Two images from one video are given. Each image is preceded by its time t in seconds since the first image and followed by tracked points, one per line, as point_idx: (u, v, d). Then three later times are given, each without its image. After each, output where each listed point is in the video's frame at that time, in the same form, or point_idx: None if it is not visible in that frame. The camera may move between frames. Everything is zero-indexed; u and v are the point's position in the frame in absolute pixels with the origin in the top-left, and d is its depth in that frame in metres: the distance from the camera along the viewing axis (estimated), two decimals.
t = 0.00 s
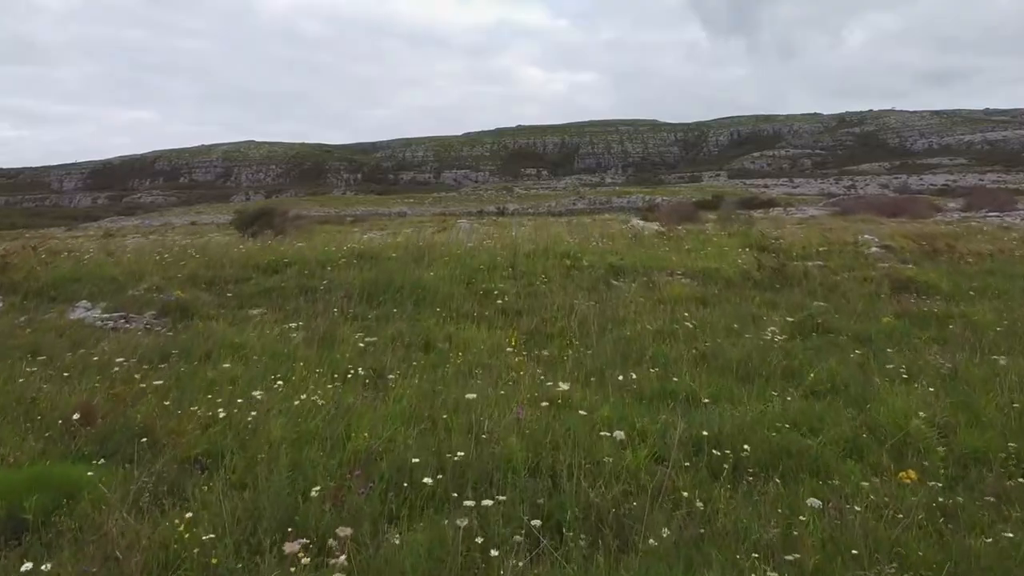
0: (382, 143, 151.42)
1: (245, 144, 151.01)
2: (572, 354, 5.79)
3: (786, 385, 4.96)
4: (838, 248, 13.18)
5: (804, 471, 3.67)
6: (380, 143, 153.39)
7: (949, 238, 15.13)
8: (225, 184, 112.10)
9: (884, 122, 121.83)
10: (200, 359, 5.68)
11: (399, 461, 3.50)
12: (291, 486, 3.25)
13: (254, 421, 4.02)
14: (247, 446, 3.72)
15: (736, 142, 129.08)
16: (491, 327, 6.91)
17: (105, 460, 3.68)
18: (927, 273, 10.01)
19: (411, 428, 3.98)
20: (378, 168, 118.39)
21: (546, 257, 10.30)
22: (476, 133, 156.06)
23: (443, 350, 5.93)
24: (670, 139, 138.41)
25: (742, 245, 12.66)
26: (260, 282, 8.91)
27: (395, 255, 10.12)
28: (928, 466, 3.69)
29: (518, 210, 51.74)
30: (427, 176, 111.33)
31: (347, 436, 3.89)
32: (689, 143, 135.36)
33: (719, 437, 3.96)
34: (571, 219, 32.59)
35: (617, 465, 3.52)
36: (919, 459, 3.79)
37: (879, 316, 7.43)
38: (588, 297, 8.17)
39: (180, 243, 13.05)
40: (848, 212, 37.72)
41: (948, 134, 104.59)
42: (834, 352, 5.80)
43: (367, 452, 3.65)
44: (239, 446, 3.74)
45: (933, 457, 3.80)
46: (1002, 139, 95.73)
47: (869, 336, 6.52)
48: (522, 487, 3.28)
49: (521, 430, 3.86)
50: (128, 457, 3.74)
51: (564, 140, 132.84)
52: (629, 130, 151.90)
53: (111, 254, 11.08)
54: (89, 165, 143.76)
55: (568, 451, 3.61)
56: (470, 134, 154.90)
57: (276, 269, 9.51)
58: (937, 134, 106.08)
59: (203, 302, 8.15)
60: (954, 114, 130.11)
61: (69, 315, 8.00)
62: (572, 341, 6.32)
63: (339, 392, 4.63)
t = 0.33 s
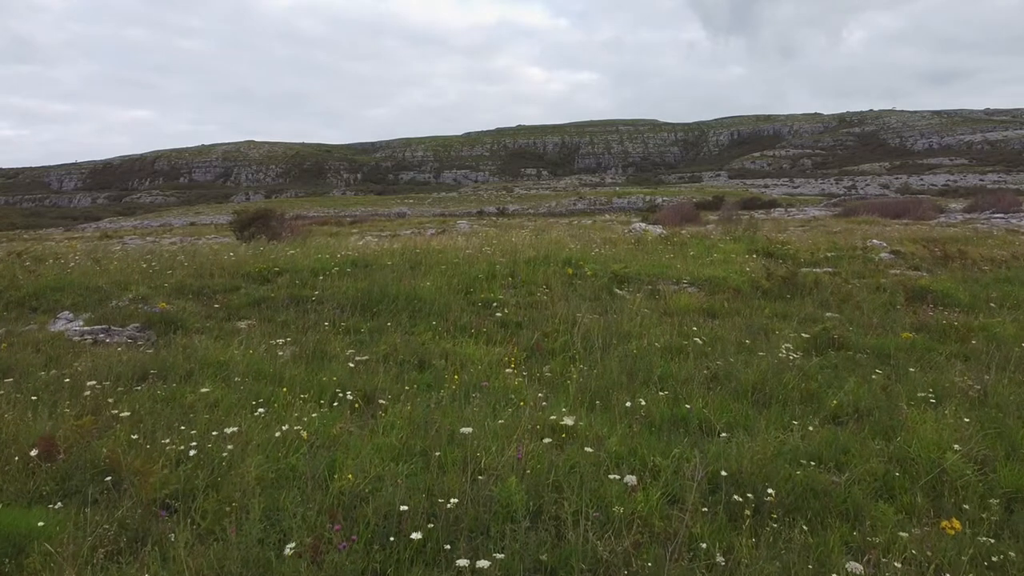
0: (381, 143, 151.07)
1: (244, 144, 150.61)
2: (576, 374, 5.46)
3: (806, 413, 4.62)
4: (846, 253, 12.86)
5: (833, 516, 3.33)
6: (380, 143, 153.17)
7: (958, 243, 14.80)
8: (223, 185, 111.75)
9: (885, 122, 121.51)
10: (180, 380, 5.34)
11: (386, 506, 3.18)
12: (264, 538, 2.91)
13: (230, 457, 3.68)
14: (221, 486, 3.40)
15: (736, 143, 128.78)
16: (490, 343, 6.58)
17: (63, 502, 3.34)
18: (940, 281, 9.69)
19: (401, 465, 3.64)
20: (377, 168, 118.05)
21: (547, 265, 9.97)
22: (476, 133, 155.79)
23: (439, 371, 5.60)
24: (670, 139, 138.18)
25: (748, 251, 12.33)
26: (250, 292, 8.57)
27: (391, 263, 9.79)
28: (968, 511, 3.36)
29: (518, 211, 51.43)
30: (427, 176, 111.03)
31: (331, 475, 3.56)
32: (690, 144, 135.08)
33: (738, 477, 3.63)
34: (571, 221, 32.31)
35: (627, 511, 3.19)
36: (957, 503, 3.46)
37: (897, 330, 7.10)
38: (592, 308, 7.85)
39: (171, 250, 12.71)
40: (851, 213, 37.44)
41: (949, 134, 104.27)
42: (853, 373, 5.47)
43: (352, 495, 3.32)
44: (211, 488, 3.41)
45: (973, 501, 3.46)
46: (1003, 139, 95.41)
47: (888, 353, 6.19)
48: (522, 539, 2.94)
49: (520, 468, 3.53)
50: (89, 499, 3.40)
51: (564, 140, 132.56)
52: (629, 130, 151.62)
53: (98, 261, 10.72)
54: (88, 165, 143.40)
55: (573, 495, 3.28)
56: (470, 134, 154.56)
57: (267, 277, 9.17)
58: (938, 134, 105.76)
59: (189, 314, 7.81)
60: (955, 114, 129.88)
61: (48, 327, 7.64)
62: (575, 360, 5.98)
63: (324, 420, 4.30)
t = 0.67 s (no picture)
0: (382, 143, 150.74)
1: (244, 144, 150.33)
2: (580, 399, 5.14)
3: (828, 445, 4.30)
4: (854, 259, 12.54)
5: (868, 569, 2.99)
6: (379, 143, 152.95)
7: (968, 248, 14.48)
8: (222, 184, 111.52)
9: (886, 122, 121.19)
10: (158, 404, 5.00)
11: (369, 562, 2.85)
12: None
13: (200, 499, 3.35)
14: (188, 536, 3.07)
15: (737, 143, 128.47)
16: (489, 360, 6.26)
17: (11, 553, 3.00)
18: (954, 290, 9.36)
19: (389, 509, 3.30)
20: (377, 168, 117.82)
21: (549, 273, 9.64)
22: (476, 133, 155.52)
23: (434, 393, 5.28)
24: (671, 139, 137.94)
25: (754, 257, 12.02)
26: (240, 303, 8.24)
27: (387, 271, 9.46)
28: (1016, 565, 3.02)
29: (518, 212, 50.89)
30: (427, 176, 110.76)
31: (312, 521, 3.22)
32: (691, 144, 134.80)
33: (761, 523, 3.29)
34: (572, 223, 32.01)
35: (638, 567, 2.85)
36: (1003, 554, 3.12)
37: (915, 344, 6.78)
38: (595, 320, 7.54)
39: (163, 257, 12.41)
40: (854, 215, 37.15)
41: (950, 134, 103.93)
42: (875, 397, 5.15)
43: (332, 548, 2.99)
44: (177, 538, 3.08)
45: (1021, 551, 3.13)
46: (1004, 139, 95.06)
47: (909, 371, 5.86)
48: None
49: (519, 515, 3.20)
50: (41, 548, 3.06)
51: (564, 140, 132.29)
52: (629, 130, 151.36)
53: (85, 269, 10.39)
54: (87, 165, 143.27)
55: (578, 548, 2.95)
56: (469, 133, 154.37)
57: (259, 286, 8.84)
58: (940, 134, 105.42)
59: (175, 326, 7.48)
60: (957, 114, 129.50)
61: (28, 340, 7.30)
62: (578, 381, 5.66)
63: (306, 454, 3.97)
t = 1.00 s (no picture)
0: (381, 143, 150.54)
1: (244, 144, 150.06)
2: (582, 425, 4.82)
3: (853, 481, 3.97)
4: (862, 266, 12.24)
5: None
6: (379, 144, 152.71)
7: (977, 253, 14.18)
8: (221, 184, 111.25)
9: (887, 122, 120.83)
10: (132, 431, 4.68)
11: None
12: None
13: (164, 550, 3.02)
14: None
15: (737, 144, 128.22)
16: (487, 379, 5.95)
17: None
18: (969, 300, 9.04)
19: (373, 562, 2.98)
20: (377, 168, 117.49)
21: (549, 282, 9.32)
22: (477, 133, 155.27)
23: (428, 419, 4.95)
24: (671, 139, 137.66)
25: (760, 263, 11.70)
26: (228, 315, 7.91)
27: (382, 280, 9.15)
28: None
29: (517, 212, 50.62)
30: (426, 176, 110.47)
31: None
32: (691, 144, 134.50)
33: None
34: (572, 225, 31.73)
35: None
36: None
37: (934, 361, 6.45)
38: (598, 334, 7.21)
39: (153, 264, 12.09)
40: (856, 216, 36.84)
41: (951, 134, 103.62)
42: (899, 423, 4.82)
43: None
44: None
45: None
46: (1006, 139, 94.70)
47: (932, 392, 5.54)
48: None
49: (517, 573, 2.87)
50: None
51: (564, 141, 132.15)
52: (629, 129, 151.11)
53: (70, 277, 10.05)
54: (87, 165, 142.98)
55: None
56: (469, 133, 154.17)
57: (249, 296, 8.52)
58: (941, 134, 105.09)
59: (159, 340, 7.15)
60: (958, 113, 129.23)
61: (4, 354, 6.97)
62: (581, 405, 5.33)
63: (285, 492, 3.65)
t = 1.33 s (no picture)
0: (381, 143, 150.22)
1: (243, 143, 149.69)
2: (586, 457, 4.50)
3: (881, 523, 3.64)
4: (870, 273, 11.92)
5: None
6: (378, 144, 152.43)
7: (986, 259, 13.88)
8: (221, 185, 110.99)
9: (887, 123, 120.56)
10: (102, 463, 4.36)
11: None
12: None
13: None
14: None
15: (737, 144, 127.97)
16: (484, 401, 5.62)
17: None
18: (984, 311, 8.73)
19: None
20: (377, 168, 117.18)
21: (549, 292, 9.00)
22: (476, 134, 154.87)
23: (421, 448, 4.63)
24: (671, 140, 137.30)
25: (766, 271, 11.38)
26: (215, 328, 7.59)
27: (376, 290, 8.83)
28: None
29: (516, 213, 50.32)
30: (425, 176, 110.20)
31: None
32: (690, 143, 134.50)
33: None
34: (572, 227, 31.44)
35: None
36: None
37: (956, 380, 6.13)
38: (601, 349, 6.89)
39: (141, 272, 11.75)
40: (858, 217, 36.59)
41: (952, 134, 103.35)
42: (925, 454, 4.49)
43: None
44: None
45: None
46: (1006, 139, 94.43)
47: (956, 417, 5.21)
48: None
49: None
50: None
51: (564, 141, 131.90)
52: (629, 130, 150.83)
53: (55, 287, 9.71)
54: (86, 165, 142.64)
55: None
56: (469, 133, 153.94)
57: (237, 308, 8.20)
58: (941, 134, 104.82)
59: (141, 356, 6.82)
60: (958, 114, 129.06)
61: None
62: (584, 431, 5.01)
63: (261, 542, 3.32)
